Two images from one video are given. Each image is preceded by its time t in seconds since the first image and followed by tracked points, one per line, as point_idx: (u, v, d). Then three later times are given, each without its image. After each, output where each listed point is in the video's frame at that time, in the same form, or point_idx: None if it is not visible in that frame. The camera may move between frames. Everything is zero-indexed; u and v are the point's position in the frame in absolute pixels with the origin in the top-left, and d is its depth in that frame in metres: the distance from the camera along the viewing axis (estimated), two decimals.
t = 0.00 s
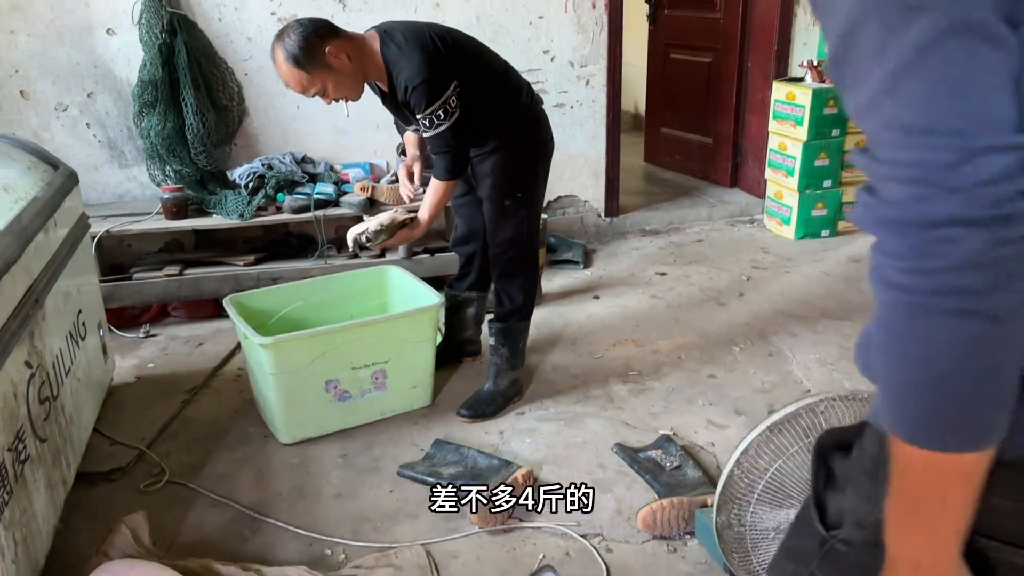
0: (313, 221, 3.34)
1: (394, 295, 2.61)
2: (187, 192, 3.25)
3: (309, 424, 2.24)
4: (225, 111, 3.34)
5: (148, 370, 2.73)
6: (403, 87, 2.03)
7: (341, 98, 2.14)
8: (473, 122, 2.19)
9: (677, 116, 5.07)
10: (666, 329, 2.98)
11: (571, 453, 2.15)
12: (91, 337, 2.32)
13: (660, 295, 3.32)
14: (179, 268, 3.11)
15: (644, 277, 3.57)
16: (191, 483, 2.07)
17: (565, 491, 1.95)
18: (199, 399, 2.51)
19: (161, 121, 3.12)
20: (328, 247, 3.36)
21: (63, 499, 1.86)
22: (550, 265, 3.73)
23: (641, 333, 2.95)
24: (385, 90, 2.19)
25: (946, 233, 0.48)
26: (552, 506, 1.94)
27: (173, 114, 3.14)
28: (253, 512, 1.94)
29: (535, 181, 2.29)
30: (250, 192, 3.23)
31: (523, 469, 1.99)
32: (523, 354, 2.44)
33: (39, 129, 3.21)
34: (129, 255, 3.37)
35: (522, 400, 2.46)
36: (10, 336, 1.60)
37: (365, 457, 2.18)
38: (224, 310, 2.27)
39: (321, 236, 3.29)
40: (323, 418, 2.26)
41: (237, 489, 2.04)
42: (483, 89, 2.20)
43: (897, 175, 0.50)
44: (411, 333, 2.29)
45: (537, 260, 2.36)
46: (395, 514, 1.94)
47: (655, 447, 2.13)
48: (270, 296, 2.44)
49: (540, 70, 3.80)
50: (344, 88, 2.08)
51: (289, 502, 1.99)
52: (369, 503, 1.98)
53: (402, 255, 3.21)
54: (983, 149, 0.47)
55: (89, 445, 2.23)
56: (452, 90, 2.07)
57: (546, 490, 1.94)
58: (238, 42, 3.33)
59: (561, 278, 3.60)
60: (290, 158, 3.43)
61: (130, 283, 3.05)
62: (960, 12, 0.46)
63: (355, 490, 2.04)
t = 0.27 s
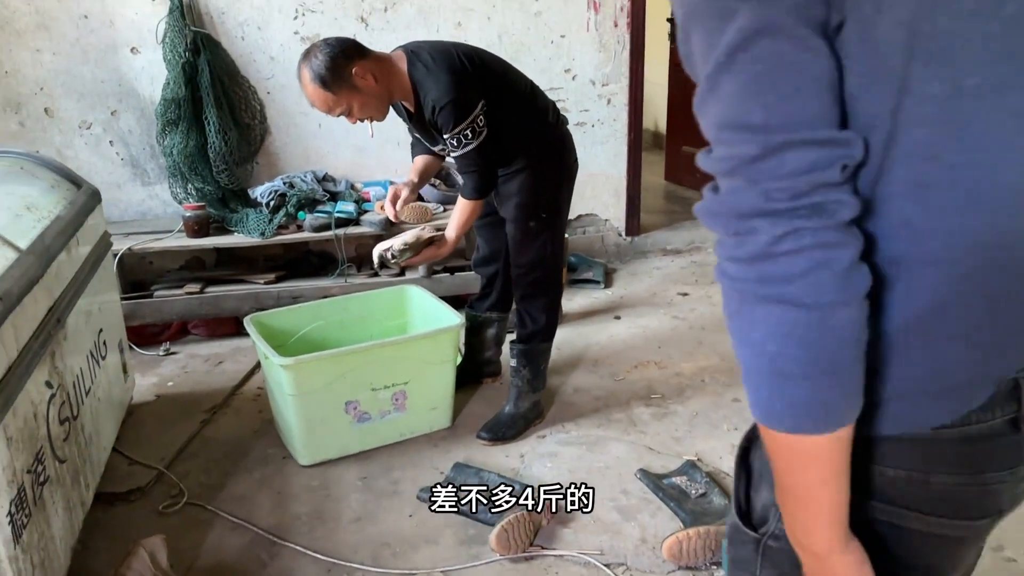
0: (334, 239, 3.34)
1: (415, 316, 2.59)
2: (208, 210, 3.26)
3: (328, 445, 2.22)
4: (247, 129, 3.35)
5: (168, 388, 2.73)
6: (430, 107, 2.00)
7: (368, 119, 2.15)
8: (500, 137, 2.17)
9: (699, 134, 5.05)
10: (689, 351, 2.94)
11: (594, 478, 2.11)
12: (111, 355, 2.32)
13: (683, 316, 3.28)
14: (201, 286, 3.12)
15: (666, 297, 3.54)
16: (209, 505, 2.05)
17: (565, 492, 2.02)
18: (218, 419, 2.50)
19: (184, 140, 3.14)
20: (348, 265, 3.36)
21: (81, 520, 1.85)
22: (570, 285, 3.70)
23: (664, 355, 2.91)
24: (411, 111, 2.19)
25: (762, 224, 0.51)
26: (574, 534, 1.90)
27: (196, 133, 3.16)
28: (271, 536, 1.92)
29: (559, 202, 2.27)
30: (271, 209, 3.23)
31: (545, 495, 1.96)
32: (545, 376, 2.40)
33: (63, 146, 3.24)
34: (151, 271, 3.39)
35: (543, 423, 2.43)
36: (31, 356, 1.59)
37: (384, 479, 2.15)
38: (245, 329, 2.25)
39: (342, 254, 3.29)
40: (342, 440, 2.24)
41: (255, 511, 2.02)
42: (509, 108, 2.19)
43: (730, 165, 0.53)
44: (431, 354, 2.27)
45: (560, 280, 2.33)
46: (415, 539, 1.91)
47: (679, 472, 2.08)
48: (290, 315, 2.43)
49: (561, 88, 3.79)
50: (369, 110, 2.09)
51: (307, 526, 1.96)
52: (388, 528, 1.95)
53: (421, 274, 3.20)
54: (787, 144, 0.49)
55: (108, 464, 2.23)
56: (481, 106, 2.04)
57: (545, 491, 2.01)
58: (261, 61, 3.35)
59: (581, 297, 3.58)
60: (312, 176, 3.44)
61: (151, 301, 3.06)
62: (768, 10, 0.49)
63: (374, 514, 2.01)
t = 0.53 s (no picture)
0: (358, 253, 3.35)
1: (437, 331, 2.58)
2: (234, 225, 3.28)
3: (349, 461, 2.21)
4: (274, 144, 3.38)
5: (192, 402, 2.74)
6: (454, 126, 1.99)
7: (393, 138, 2.17)
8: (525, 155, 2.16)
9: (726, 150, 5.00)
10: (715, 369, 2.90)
11: (617, 499, 2.08)
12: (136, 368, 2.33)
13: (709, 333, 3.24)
14: (226, 300, 3.14)
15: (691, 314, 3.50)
16: (230, 520, 2.04)
17: (565, 492, 2.09)
18: (241, 433, 2.50)
19: (211, 154, 3.17)
20: (371, 280, 3.36)
21: (103, 533, 1.85)
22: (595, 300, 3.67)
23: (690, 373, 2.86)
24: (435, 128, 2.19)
25: (670, 212, 0.63)
26: (596, 556, 1.87)
27: (222, 148, 3.19)
28: (292, 552, 1.91)
29: (585, 218, 2.25)
30: (296, 224, 3.26)
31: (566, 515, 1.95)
32: (567, 394, 2.38)
33: (93, 161, 3.29)
34: (177, 285, 3.43)
35: (566, 442, 2.40)
36: (56, 371, 1.60)
37: (405, 497, 2.13)
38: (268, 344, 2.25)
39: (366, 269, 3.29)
40: (363, 456, 2.22)
41: (276, 527, 2.01)
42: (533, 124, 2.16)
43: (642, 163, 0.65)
44: (454, 371, 2.25)
45: (584, 296, 2.30)
46: (435, 559, 1.88)
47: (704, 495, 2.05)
48: (313, 329, 2.43)
49: (587, 103, 3.77)
50: (392, 130, 2.11)
51: (327, 543, 1.95)
52: (408, 546, 1.93)
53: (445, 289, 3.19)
54: (680, 143, 0.62)
55: (131, 477, 2.24)
56: (506, 121, 2.02)
57: (546, 492, 2.09)
58: (288, 76, 3.38)
59: (606, 313, 3.55)
60: (337, 191, 3.45)
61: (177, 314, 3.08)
62: (658, 34, 0.62)
63: (395, 532, 1.99)
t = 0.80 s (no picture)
0: (373, 263, 3.36)
1: (447, 342, 2.58)
2: (251, 234, 3.31)
3: (356, 470, 2.21)
4: (292, 154, 3.40)
5: (205, 410, 2.76)
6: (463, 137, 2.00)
7: (402, 152, 2.19)
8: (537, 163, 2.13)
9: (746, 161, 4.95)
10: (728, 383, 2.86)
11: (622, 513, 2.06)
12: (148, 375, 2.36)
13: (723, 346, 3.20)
14: (241, 308, 3.17)
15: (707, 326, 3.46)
16: (236, 529, 2.05)
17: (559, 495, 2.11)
18: (251, 441, 2.52)
19: (228, 163, 3.20)
20: (386, 289, 3.37)
21: (110, 539, 1.87)
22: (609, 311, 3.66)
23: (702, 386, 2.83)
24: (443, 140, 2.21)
25: (548, 172, 0.85)
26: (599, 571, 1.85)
27: (240, 157, 3.22)
28: (294, 562, 1.91)
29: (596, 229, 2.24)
30: (312, 232, 3.28)
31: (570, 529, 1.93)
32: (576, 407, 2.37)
33: (114, 170, 3.34)
34: (196, 292, 3.46)
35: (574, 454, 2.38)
36: (63, 378, 1.62)
37: (411, 508, 2.13)
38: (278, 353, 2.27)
39: (380, 278, 3.30)
40: (370, 466, 2.22)
41: (281, 537, 2.02)
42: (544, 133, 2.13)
43: (534, 137, 0.87)
44: (461, 381, 2.25)
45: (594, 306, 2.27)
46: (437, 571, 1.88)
47: (711, 510, 2.02)
48: (323, 339, 2.44)
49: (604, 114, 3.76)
50: (399, 144, 2.14)
51: (331, 553, 1.95)
52: (412, 558, 1.92)
53: (459, 299, 3.19)
54: (565, 126, 0.85)
55: (141, 483, 2.25)
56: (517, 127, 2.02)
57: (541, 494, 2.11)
58: (306, 87, 3.41)
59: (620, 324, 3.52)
60: (353, 201, 3.46)
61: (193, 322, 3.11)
62: (562, 44, 0.84)
63: (399, 543, 1.98)
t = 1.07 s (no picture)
0: (373, 268, 3.38)
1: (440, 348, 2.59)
2: (254, 238, 3.35)
3: (344, 474, 2.22)
4: (296, 160, 3.44)
5: (202, 411, 2.79)
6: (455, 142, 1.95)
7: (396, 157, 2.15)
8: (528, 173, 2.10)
9: (754, 168, 4.93)
10: (724, 391, 2.84)
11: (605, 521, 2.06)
12: (144, 377, 2.39)
13: (722, 355, 3.18)
14: (242, 311, 3.21)
15: (707, 333, 3.44)
16: (223, 530, 2.07)
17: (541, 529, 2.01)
18: (245, 443, 2.54)
19: (231, 168, 3.24)
20: (386, 294, 3.39)
21: (97, 538, 1.90)
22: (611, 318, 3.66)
23: (698, 395, 2.82)
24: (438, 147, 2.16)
25: (434, 88, 1.05)
26: None
27: (243, 162, 3.26)
28: (278, 564, 1.93)
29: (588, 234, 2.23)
30: (313, 237, 3.31)
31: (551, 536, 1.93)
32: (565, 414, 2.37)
33: (120, 174, 3.39)
34: (200, 295, 3.51)
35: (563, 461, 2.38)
36: (47, 379, 1.65)
37: (396, 513, 2.14)
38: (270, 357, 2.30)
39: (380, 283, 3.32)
40: (359, 470, 2.24)
41: (266, 538, 2.04)
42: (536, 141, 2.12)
43: (427, 62, 1.07)
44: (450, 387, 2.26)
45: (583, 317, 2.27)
46: None
47: (694, 519, 2.02)
48: (317, 344, 2.47)
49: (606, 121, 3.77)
50: (392, 149, 2.10)
51: (314, 556, 1.96)
52: (393, 562, 1.94)
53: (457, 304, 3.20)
54: (450, 52, 1.04)
55: (134, 484, 2.29)
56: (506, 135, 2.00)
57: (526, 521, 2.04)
58: (309, 93, 3.45)
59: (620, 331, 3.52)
60: (354, 206, 3.49)
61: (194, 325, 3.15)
62: None
63: (382, 547, 2.00)
